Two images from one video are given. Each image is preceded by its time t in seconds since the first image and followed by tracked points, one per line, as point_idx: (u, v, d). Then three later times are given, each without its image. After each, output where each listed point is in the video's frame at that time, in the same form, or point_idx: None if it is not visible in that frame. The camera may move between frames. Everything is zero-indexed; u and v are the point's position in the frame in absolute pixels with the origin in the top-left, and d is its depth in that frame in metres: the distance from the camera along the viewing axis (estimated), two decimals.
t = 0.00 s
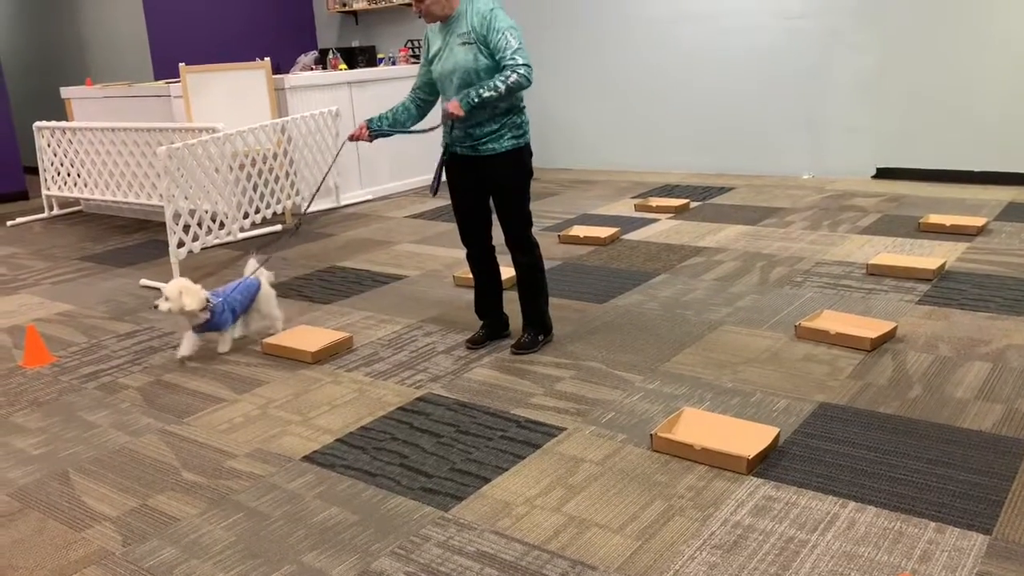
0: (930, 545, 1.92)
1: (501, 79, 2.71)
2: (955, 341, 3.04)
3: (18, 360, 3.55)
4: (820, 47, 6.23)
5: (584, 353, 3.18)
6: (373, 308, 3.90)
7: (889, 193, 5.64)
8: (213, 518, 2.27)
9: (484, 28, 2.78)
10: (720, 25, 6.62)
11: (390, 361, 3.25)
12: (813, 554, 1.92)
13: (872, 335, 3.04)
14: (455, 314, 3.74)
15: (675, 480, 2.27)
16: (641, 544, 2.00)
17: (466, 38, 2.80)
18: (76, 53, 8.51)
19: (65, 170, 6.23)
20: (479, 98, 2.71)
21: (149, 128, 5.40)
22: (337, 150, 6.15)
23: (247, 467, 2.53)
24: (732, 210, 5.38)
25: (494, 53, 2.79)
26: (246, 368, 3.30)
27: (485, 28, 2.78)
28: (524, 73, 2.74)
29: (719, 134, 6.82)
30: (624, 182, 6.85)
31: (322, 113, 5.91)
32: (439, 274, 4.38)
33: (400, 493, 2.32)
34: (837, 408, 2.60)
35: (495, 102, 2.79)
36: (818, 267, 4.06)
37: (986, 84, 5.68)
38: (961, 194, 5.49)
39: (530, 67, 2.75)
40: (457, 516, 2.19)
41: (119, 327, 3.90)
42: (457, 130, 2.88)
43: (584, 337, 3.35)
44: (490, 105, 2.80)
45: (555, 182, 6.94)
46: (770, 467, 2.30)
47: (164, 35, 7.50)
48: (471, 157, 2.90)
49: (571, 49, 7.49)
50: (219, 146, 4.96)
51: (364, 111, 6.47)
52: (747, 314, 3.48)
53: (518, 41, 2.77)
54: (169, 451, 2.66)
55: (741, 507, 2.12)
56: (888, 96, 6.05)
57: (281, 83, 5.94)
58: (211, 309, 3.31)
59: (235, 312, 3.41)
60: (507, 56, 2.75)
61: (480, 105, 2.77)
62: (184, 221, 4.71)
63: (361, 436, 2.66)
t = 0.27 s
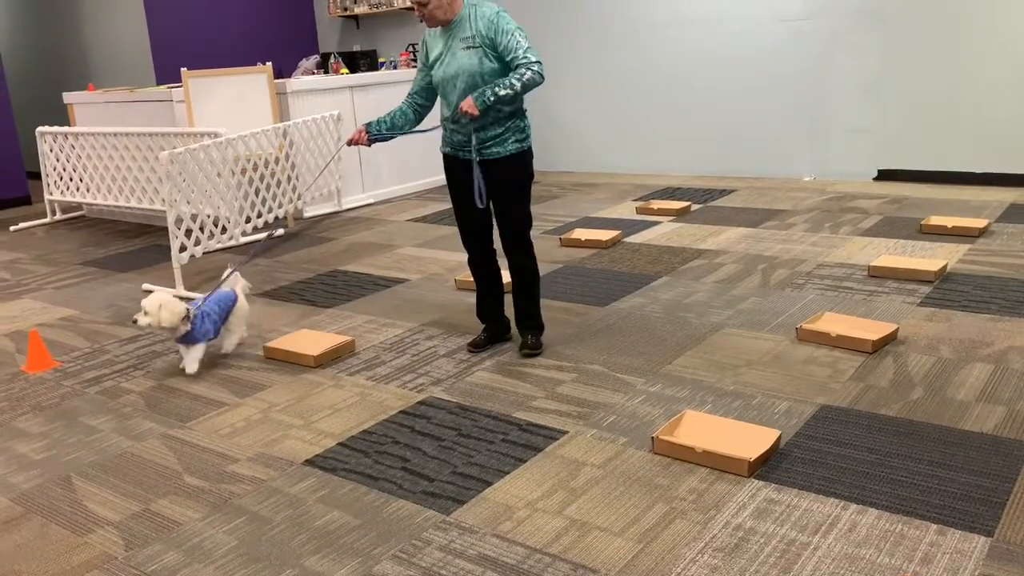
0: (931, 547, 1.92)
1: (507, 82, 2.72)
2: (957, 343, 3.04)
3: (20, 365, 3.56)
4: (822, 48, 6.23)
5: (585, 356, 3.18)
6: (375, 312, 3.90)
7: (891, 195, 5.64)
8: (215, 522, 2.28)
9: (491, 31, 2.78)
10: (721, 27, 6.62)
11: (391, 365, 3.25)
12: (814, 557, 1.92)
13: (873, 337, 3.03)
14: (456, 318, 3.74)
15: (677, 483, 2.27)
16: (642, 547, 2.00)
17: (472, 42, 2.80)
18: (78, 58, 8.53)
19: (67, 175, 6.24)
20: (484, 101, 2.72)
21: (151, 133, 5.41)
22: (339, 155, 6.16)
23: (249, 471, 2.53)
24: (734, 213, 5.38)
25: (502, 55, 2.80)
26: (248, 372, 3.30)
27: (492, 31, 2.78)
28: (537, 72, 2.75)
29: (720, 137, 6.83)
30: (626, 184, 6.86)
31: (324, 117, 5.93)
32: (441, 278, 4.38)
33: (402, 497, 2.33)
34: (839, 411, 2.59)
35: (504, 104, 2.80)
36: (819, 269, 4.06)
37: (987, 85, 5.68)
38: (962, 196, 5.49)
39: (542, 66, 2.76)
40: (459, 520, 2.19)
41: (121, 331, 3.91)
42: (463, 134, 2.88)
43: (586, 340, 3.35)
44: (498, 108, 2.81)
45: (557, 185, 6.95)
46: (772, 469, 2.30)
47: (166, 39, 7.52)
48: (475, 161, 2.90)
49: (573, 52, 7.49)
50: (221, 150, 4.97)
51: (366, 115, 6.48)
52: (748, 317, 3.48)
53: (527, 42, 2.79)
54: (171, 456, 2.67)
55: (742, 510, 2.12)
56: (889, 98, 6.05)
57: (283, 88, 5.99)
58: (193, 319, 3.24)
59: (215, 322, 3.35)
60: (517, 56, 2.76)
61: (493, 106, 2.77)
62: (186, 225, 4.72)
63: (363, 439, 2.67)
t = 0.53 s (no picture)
0: (935, 546, 1.91)
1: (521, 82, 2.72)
2: (960, 343, 3.03)
3: (24, 367, 3.56)
4: (824, 48, 6.23)
5: (588, 357, 3.18)
6: (379, 314, 3.90)
7: (894, 195, 5.64)
8: (219, 523, 2.28)
9: (505, 31, 2.79)
10: (723, 27, 6.63)
11: (395, 366, 3.26)
12: (818, 556, 1.92)
13: (877, 336, 3.03)
14: (459, 319, 3.75)
15: (680, 483, 2.27)
16: (646, 547, 2.00)
17: (486, 42, 2.81)
18: (82, 60, 8.55)
19: (71, 178, 6.26)
20: (498, 99, 2.72)
21: (154, 135, 5.42)
22: (341, 156, 6.18)
23: (253, 472, 2.54)
24: (736, 213, 5.38)
25: (515, 56, 2.81)
26: (252, 373, 3.31)
27: (507, 31, 2.79)
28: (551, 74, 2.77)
29: (723, 137, 6.83)
30: (628, 185, 6.86)
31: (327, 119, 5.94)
32: (444, 279, 4.39)
33: (406, 497, 2.33)
34: (842, 410, 2.59)
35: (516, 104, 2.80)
36: (822, 269, 4.06)
37: (990, 84, 5.68)
38: (964, 195, 5.48)
39: (556, 68, 2.78)
40: (462, 520, 2.19)
41: (125, 333, 3.92)
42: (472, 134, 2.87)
43: (589, 340, 3.35)
44: (509, 108, 2.81)
45: (560, 187, 6.95)
46: (775, 469, 2.30)
47: (169, 42, 7.54)
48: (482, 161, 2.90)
49: (574, 53, 7.50)
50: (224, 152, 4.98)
51: (368, 117, 6.49)
52: (751, 317, 3.48)
53: (541, 45, 2.81)
54: (175, 457, 2.67)
55: (746, 510, 2.12)
56: (892, 98, 6.05)
57: (285, 90, 6.01)
58: (196, 330, 3.15)
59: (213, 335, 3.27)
60: (531, 58, 2.78)
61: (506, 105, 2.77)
62: (190, 227, 4.73)
63: (367, 440, 2.67)
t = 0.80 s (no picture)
0: (938, 547, 1.92)
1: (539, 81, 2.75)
2: (963, 344, 3.03)
3: (29, 368, 3.58)
4: (826, 50, 6.23)
5: (591, 358, 3.19)
6: (382, 315, 3.91)
7: (897, 196, 5.64)
8: (224, 523, 2.29)
9: (522, 32, 2.81)
10: (725, 29, 6.63)
11: (398, 367, 3.26)
12: (821, 557, 1.92)
13: (880, 338, 3.03)
14: (463, 320, 3.75)
15: (683, 484, 2.27)
16: (649, 548, 2.01)
17: (502, 42, 2.81)
18: (86, 62, 8.57)
19: (76, 179, 6.28)
20: (517, 96, 2.74)
21: (158, 136, 5.43)
22: (345, 158, 6.19)
23: (257, 472, 2.55)
24: (739, 215, 5.38)
25: (531, 57, 2.83)
26: (255, 374, 3.32)
27: (523, 32, 2.81)
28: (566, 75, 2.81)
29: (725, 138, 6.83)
30: (630, 186, 6.86)
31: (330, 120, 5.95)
32: (447, 280, 4.40)
33: (409, 498, 2.33)
34: (844, 411, 2.60)
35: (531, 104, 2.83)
36: (825, 270, 4.06)
37: (993, 84, 5.67)
38: (966, 196, 5.48)
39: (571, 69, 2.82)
40: (465, 520, 2.20)
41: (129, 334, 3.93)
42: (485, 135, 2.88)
43: (592, 341, 3.35)
44: (524, 109, 2.84)
45: (562, 188, 6.96)
46: (778, 470, 2.30)
47: (173, 43, 7.56)
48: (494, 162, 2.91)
49: (577, 54, 7.50)
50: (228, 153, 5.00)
51: (372, 118, 6.50)
52: (753, 318, 3.48)
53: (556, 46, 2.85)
54: (180, 458, 2.68)
55: (749, 510, 2.13)
56: (895, 99, 6.05)
57: (289, 91, 6.03)
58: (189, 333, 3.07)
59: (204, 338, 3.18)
60: (548, 59, 2.81)
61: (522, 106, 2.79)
62: (194, 228, 4.74)
63: (370, 441, 2.68)
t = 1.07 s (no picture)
0: (937, 547, 1.92)
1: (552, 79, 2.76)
2: (962, 345, 3.04)
3: (29, 368, 3.58)
4: (826, 51, 6.24)
5: (592, 359, 3.19)
6: (382, 315, 3.91)
7: (897, 197, 5.64)
8: (223, 523, 2.29)
9: (534, 32, 2.82)
10: (725, 30, 6.63)
11: (398, 367, 3.27)
12: (820, 557, 1.92)
13: (879, 338, 3.04)
14: (462, 320, 3.76)
15: (682, 484, 2.28)
16: (648, 547, 2.01)
17: (514, 42, 2.82)
18: (86, 62, 8.57)
19: (76, 179, 6.28)
20: (530, 96, 2.75)
21: (158, 137, 5.44)
22: (345, 158, 6.19)
23: (257, 472, 2.55)
24: (738, 215, 5.38)
25: (541, 57, 2.85)
26: (255, 374, 3.32)
27: (534, 32, 2.82)
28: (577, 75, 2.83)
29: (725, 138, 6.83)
30: (630, 187, 6.87)
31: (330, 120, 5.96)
32: (447, 280, 4.40)
33: (408, 498, 2.34)
34: (844, 412, 2.60)
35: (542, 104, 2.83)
36: (825, 271, 4.07)
37: (993, 85, 5.67)
38: (965, 197, 5.49)
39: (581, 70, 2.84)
40: (465, 520, 2.20)
41: (129, 334, 3.93)
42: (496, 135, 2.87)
43: (592, 341, 3.36)
44: (535, 109, 2.84)
45: (562, 189, 6.96)
46: (777, 470, 2.31)
47: (173, 44, 7.56)
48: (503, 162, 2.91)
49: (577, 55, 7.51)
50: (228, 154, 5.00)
51: (371, 118, 6.50)
52: (753, 319, 3.49)
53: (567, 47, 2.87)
54: (180, 457, 2.68)
55: (748, 510, 2.13)
56: (895, 100, 6.05)
57: (289, 92, 6.03)
58: (204, 339, 3.01)
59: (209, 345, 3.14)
60: (559, 59, 2.82)
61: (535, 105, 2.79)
62: (194, 228, 4.74)
63: (370, 441, 2.68)
